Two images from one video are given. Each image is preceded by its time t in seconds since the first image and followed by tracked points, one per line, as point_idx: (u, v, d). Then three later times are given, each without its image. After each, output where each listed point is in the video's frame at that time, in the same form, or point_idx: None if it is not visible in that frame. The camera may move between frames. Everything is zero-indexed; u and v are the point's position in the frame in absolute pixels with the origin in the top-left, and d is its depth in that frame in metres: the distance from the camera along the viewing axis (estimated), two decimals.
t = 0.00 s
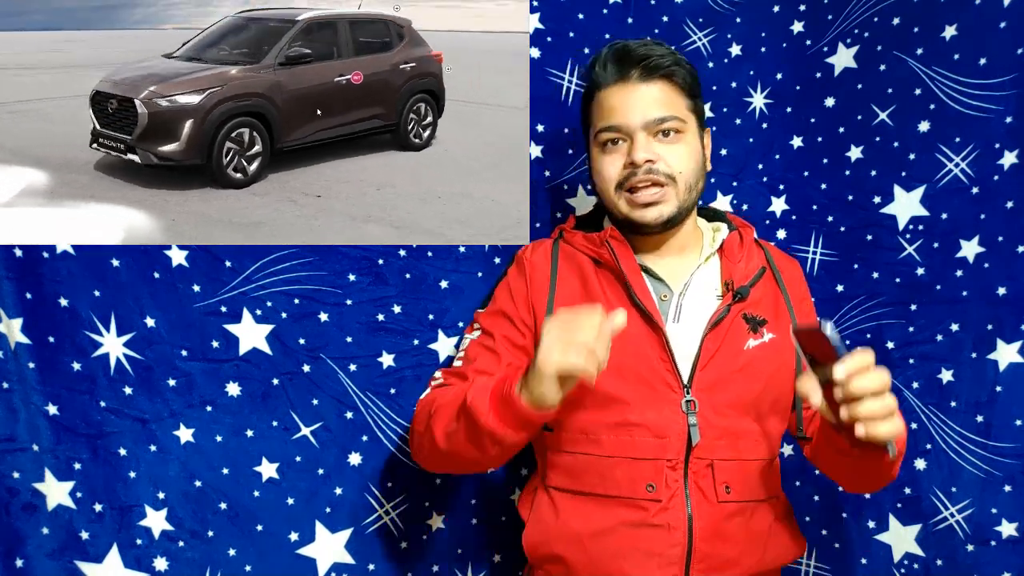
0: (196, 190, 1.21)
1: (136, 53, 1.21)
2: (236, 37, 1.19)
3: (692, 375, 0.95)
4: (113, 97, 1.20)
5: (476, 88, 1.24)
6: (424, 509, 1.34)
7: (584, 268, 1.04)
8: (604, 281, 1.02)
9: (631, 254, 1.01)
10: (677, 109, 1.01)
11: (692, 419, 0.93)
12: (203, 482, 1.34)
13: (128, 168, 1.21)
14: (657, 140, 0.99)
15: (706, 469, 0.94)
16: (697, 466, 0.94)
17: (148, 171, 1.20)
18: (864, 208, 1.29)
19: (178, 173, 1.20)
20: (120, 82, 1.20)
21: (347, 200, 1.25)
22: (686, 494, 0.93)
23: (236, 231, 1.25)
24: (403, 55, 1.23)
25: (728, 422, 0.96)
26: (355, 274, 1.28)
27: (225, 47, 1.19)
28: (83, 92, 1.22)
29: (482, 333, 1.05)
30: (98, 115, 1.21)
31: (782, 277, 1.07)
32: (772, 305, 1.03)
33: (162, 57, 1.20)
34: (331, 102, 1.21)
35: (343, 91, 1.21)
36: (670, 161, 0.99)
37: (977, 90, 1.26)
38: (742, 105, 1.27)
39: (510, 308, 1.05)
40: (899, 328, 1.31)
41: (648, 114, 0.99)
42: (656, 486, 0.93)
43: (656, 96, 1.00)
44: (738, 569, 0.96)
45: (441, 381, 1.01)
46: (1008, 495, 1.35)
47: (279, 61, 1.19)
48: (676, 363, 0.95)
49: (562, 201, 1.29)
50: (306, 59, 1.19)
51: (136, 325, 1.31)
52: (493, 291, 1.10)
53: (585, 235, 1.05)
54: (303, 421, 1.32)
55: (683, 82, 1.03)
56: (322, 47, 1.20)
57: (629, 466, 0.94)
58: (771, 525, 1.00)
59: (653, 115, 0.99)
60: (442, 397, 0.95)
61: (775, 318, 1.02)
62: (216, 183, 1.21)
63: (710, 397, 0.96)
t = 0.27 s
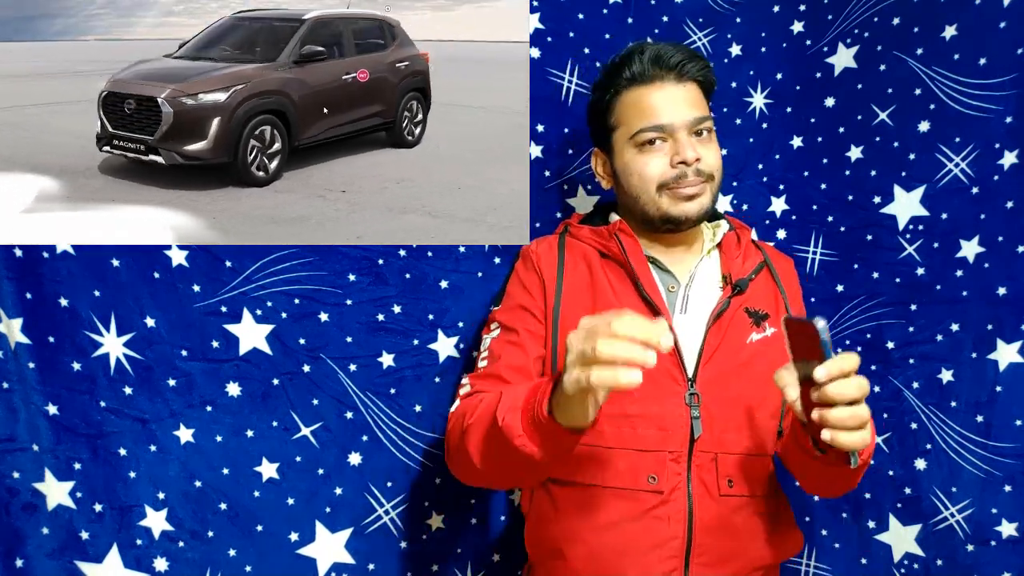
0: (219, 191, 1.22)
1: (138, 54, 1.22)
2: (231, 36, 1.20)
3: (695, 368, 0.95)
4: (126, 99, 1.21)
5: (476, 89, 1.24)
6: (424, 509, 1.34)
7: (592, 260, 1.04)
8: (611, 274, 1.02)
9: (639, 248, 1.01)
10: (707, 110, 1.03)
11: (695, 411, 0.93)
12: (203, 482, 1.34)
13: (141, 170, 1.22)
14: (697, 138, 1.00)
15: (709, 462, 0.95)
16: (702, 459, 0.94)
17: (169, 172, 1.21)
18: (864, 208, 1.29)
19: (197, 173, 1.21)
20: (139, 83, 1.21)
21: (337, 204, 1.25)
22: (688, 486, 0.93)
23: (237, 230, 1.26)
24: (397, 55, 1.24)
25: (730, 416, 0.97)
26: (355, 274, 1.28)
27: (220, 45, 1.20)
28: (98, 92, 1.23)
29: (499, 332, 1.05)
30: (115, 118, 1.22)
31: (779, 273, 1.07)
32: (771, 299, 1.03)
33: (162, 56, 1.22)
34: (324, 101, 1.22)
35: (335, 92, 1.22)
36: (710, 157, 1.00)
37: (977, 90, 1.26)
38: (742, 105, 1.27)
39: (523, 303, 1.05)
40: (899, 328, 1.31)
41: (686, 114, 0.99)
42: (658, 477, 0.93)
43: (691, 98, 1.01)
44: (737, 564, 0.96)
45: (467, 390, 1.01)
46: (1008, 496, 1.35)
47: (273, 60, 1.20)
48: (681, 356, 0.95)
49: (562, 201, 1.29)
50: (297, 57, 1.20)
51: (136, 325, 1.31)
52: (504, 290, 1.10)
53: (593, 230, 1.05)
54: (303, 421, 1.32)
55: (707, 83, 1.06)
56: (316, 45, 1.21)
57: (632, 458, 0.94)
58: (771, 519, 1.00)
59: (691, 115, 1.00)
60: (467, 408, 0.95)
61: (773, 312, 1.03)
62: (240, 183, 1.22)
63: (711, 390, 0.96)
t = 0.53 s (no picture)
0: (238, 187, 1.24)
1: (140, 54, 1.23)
2: (229, 36, 1.22)
3: (697, 375, 0.95)
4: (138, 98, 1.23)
5: (476, 88, 1.25)
6: (424, 509, 1.34)
7: (586, 268, 1.04)
8: (606, 280, 1.02)
9: (632, 252, 1.00)
10: (690, 102, 1.01)
11: (697, 418, 0.93)
12: (203, 482, 1.34)
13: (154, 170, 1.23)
14: (667, 131, 0.99)
15: (710, 469, 0.94)
16: (701, 466, 0.94)
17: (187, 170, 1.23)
18: (864, 208, 1.29)
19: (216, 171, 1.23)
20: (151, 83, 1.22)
21: (343, 203, 1.26)
22: (689, 493, 0.93)
23: (240, 230, 1.26)
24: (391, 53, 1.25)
25: (730, 422, 0.97)
26: (355, 274, 1.28)
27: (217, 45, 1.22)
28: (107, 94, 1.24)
29: (490, 351, 1.07)
30: (127, 119, 1.23)
31: (783, 277, 1.07)
32: (775, 304, 1.03)
33: (163, 55, 1.23)
34: (322, 99, 1.24)
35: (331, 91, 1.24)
36: (678, 153, 0.99)
37: (977, 90, 1.26)
38: (742, 105, 1.27)
39: (514, 318, 1.05)
40: (899, 328, 1.31)
41: (661, 105, 0.99)
42: (659, 485, 0.93)
43: (671, 88, 1.00)
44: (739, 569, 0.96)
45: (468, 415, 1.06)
46: (1008, 495, 1.35)
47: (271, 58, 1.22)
48: (682, 363, 0.95)
49: (562, 201, 1.28)
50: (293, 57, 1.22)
51: (136, 325, 1.31)
52: (499, 301, 1.10)
53: (585, 234, 1.04)
54: (303, 421, 1.32)
55: (698, 76, 1.03)
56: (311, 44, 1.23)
57: (632, 466, 0.94)
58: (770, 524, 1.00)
59: (665, 106, 0.99)
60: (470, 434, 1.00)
61: (777, 317, 1.02)
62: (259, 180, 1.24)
63: (714, 396, 0.96)
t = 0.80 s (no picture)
0: (252, 184, 1.24)
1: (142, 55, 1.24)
2: (226, 37, 1.23)
3: (691, 378, 0.95)
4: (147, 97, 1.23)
5: (477, 88, 1.25)
6: (424, 509, 1.34)
7: (580, 272, 1.04)
8: (600, 284, 1.02)
9: (625, 257, 0.99)
10: (661, 114, 0.99)
11: (691, 421, 0.93)
12: (203, 482, 1.34)
13: (165, 169, 1.23)
14: (637, 147, 0.99)
15: (703, 471, 0.94)
16: (695, 468, 0.94)
17: (202, 167, 1.23)
18: (864, 208, 1.29)
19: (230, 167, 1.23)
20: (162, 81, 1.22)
21: (344, 203, 1.26)
22: (681, 496, 0.92)
23: (241, 231, 1.27)
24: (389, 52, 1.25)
25: (726, 424, 0.96)
26: (355, 274, 1.28)
27: (216, 45, 1.23)
28: (117, 94, 1.24)
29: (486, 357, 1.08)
30: (137, 118, 1.23)
31: (786, 279, 1.07)
32: (776, 307, 1.03)
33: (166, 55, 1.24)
34: (330, 97, 1.25)
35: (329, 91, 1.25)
36: (650, 168, 0.98)
37: (978, 90, 1.26)
38: (742, 105, 1.27)
39: (507, 324, 1.06)
40: (899, 328, 1.31)
41: (629, 119, 0.98)
42: (651, 487, 0.93)
43: (642, 101, 0.98)
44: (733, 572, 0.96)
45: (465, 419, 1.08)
46: (1008, 495, 1.34)
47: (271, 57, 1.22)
48: (676, 366, 0.95)
49: (562, 201, 1.28)
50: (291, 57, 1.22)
51: (136, 325, 1.31)
52: (495, 305, 1.11)
53: (579, 237, 1.04)
54: (303, 421, 1.32)
55: (673, 86, 1.00)
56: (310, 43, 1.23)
57: (625, 467, 0.94)
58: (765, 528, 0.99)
59: (633, 121, 0.98)
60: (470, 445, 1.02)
61: (778, 320, 1.02)
62: (276, 176, 1.24)
63: (710, 399, 0.96)
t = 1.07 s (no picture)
0: (267, 180, 1.24)
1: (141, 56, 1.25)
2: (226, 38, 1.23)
3: (691, 377, 0.95)
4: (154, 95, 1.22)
5: (477, 88, 1.25)
6: (424, 509, 1.34)
7: (580, 272, 1.04)
8: (600, 284, 1.02)
9: (626, 257, 1.00)
10: (662, 107, 1.00)
11: (689, 420, 0.93)
12: (203, 482, 1.34)
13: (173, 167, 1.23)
14: (640, 141, 0.99)
15: (703, 471, 0.94)
16: (695, 468, 0.94)
17: (214, 164, 1.23)
18: (864, 208, 1.29)
19: (241, 165, 1.23)
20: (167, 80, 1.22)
21: (343, 203, 1.25)
22: (681, 496, 0.92)
23: (241, 231, 1.27)
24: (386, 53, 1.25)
25: (726, 424, 0.96)
26: (355, 274, 1.28)
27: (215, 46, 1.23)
28: (126, 93, 1.24)
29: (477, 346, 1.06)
30: (147, 117, 1.23)
31: (785, 279, 1.07)
32: (775, 307, 1.03)
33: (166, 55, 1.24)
34: (337, 94, 1.25)
35: (332, 89, 1.25)
36: (652, 161, 0.98)
37: (977, 90, 1.26)
38: (742, 105, 1.27)
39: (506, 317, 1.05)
40: (899, 328, 1.31)
41: (631, 113, 0.99)
42: (650, 487, 0.92)
43: (643, 95, 0.99)
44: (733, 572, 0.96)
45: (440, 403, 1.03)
46: (1008, 495, 1.34)
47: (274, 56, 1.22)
48: (675, 366, 0.95)
49: (562, 201, 1.28)
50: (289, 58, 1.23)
51: (136, 325, 1.31)
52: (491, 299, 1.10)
53: (581, 239, 1.04)
54: (303, 421, 1.32)
55: (675, 81, 1.01)
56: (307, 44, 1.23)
57: (625, 467, 0.94)
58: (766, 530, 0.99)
59: (635, 114, 0.99)
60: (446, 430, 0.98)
61: (777, 319, 1.02)
62: (287, 172, 1.24)
63: (709, 398, 0.96)
